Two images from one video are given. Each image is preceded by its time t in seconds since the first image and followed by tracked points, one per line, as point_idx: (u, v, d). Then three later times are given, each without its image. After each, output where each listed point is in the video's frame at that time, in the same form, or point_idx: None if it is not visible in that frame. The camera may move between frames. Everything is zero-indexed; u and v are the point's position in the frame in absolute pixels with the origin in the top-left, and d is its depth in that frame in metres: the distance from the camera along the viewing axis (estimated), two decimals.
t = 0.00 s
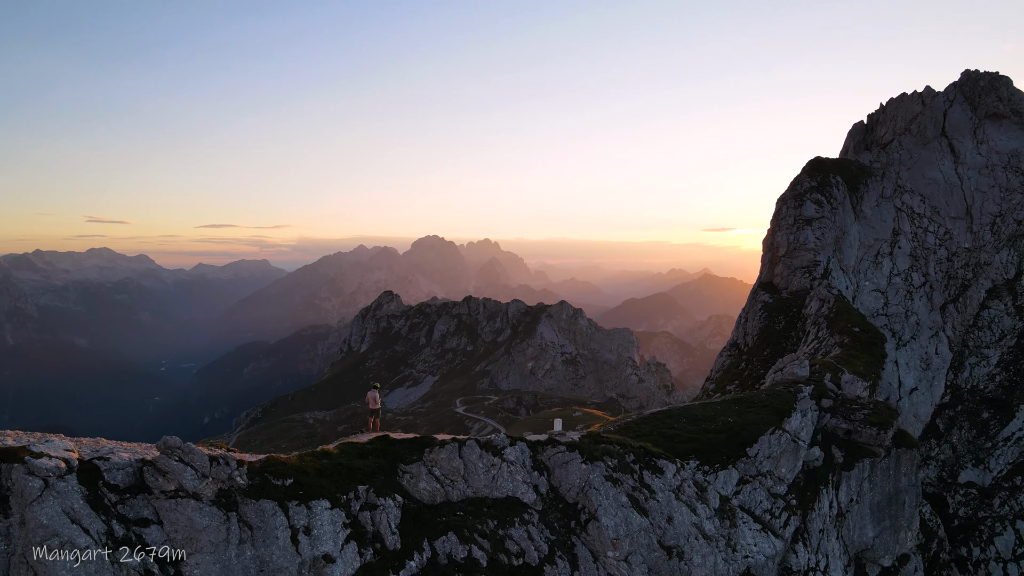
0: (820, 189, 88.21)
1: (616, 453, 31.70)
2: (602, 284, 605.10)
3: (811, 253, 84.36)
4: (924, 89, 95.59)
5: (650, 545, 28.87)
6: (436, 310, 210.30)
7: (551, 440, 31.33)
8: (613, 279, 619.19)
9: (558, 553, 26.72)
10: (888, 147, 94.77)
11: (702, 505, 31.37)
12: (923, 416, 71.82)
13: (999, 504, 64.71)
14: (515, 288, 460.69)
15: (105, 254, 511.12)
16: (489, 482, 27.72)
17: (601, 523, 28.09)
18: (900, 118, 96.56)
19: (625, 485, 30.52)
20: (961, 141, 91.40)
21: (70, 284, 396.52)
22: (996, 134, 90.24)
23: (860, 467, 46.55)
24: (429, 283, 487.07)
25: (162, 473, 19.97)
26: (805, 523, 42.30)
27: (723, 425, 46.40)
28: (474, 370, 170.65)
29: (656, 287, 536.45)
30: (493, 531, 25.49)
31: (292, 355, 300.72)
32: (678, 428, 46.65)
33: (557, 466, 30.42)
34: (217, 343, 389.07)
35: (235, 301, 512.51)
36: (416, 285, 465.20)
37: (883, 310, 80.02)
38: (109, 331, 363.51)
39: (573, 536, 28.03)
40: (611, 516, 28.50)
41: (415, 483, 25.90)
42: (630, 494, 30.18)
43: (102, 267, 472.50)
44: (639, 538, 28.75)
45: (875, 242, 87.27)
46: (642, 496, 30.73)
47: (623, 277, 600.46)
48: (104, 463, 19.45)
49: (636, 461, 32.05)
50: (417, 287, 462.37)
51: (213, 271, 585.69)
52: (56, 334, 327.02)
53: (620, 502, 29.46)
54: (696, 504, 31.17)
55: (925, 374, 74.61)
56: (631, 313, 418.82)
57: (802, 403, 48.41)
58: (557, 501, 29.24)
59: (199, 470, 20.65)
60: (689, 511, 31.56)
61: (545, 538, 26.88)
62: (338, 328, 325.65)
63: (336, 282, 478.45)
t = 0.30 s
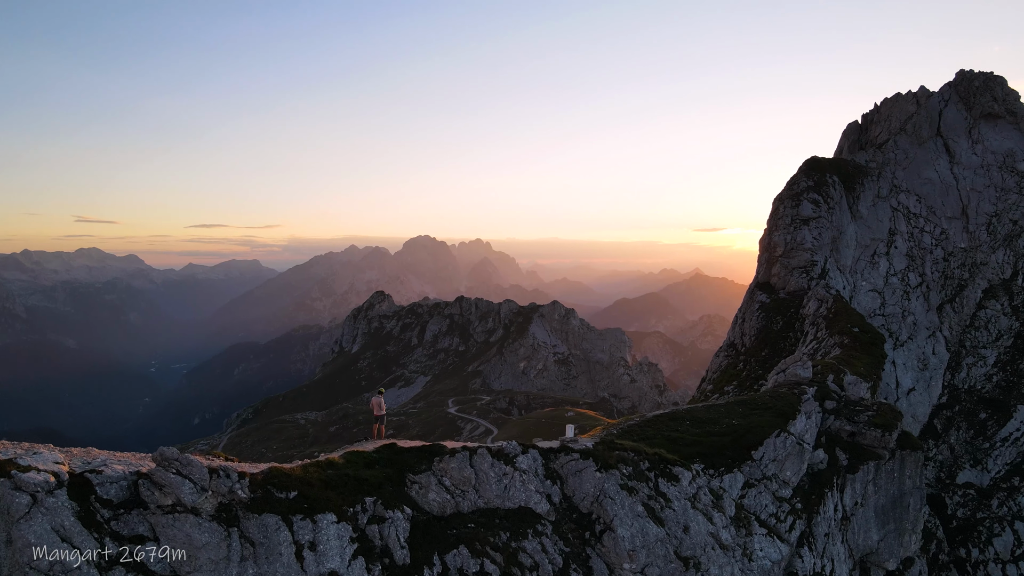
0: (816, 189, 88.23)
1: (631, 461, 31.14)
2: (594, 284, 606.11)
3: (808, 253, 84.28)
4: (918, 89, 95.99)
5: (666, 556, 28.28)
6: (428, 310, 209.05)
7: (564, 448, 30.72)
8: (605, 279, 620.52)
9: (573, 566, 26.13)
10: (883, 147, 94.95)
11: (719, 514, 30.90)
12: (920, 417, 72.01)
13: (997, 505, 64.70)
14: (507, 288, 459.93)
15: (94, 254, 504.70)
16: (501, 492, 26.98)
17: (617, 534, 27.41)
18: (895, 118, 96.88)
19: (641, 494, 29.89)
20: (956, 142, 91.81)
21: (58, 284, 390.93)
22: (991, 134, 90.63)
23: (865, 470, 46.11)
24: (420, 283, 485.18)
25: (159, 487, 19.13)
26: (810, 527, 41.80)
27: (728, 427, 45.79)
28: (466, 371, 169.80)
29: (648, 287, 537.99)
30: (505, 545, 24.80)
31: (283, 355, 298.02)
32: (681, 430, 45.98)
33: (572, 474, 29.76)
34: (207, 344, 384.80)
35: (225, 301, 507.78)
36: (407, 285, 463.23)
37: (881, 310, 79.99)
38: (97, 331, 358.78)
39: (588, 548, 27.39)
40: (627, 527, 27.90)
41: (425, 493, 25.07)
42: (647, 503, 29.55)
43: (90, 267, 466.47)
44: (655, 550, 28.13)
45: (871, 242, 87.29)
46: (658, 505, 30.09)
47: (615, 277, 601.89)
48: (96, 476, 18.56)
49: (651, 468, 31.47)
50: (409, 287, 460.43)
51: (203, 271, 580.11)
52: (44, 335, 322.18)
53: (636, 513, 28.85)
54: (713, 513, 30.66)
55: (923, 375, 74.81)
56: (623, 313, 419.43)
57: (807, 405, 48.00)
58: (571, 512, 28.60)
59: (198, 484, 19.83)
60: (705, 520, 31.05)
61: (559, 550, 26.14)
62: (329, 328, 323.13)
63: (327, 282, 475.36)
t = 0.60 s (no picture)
0: (813, 189, 88.08)
1: (648, 470, 30.59)
2: (585, 284, 607.22)
3: (806, 253, 84.11)
4: (913, 90, 96.40)
5: (683, 567, 27.72)
6: (420, 310, 207.62)
7: (578, 457, 30.12)
8: (596, 279, 621.66)
9: None
10: (879, 147, 95.13)
11: (737, 524, 30.49)
12: (919, 417, 71.81)
13: (995, 506, 64.75)
14: (498, 288, 459.01)
15: (83, 254, 497.68)
16: (514, 503, 26.32)
17: (635, 547, 26.77)
18: (890, 118, 97.20)
19: (658, 504, 29.31)
20: (951, 142, 92.16)
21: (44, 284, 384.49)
22: (986, 135, 91.04)
23: (870, 473, 45.71)
24: (412, 283, 483.15)
25: (158, 503, 18.41)
26: (816, 531, 41.31)
27: (732, 430, 45.17)
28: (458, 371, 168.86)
29: (638, 287, 539.53)
30: (519, 559, 24.03)
31: (274, 356, 295.09)
32: (685, 434, 45.24)
33: (587, 484, 29.17)
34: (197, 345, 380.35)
35: (214, 301, 502.40)
36: (399, 285, 461.02)
37: (878, 310, 79.86)
38: (86, 331, 353.73)
39: (604, 562, 26.70)
40: (645, 540, 27.23)
41: (436, 506, 24.38)
42: (664, 514, 28.98)
43: (77, 266, 459.62)
44: (672, 562, 27.56)
45: (868, 242, 87.28)
46: (676, 515, 29.54)
47: (606, 277, 603.27)
48: (91, 492, 17.81)
49: (667, 476, 30.94)
50: (400, 287, 458.19)
51: (193, 270, 574.27)
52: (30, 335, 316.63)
53: (654, 524, 28.25)
54: (732, 523, 30.21)
55: (921, 375, 74.80)
56: (615, 313, 419.94)
57: (811, 408, 47.60)
58: (586, 523, 27.91)
59: (199, 500, 19.16)
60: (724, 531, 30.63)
61: (575, 564, 25.44)
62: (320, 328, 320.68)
63: (318, 282, 472.05)
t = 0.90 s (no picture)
0: (810, 189, 88.07)
1: (666, 480, 29.95)
2: (577, 284, 608.30)
3: (803, 254, 84.07)
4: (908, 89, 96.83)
5: None
6: (411, 310, 206.13)
7: (596, 466, 29.43)
8: (587, 279, 622.87)
9: None
10: (874, 147, 95.33)
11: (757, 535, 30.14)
12: (916, 418, 71.70)
13: (993, 507, 64.75)
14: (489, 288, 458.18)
15: (71, 254, 490.66)
16: (530, 517, 25.49)
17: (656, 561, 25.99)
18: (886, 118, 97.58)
19: (678, 515, 28.65)
20: (946, 142, 92.50)
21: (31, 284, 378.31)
22: (981, 135, 91.42)
23: (876, 476, 45.41)
24: (403, 283, 481.08)
25: (156, 522, 17.60)
26: (821, 535, 40.83)
27: (737, 433, 44.59)
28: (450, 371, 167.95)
29: (630, 287, 541.13)
30: None
31: (265, 356, 292.30)
32: (689, 437, 44.59)
33: (605, 495, 28.45)
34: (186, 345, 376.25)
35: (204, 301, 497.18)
36: (390, 285, 458.86)
37: (875, 310, 79.88)
38: (74, 332, 348.57)
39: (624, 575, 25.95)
40: (666, 553, 26.51)
41: (450, 520, 23.73)
42: (684, 525, 28.33)
43: (67, 267, 453.59)
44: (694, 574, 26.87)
45: (864, 242, 87.41)
46: (696, 526, 28.93)
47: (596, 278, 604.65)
48: (86, 511, 17.04)
49: (686, 485, 30.40)
50: (392, 287, 455.96)
51: (182, 270, 567.86)
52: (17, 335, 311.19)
53: (674, 535, 27.56)
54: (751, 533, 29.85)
55: (918, 376, 74.79)
56: (606, 313, 420.76)
57: (816, 410, 47.18)
58: (604, 536, 27.17)
59: (200, 518, 18.29)
60: (743, 542, 30.12)
61: None
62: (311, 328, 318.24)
63: (309, 283, 468.74)
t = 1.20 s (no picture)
0: (807, 189, 87.97)
1: (688, 490, 29.32)
2: (568, 284, 608.82)
3: (801, 254, 83.91)
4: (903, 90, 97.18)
5: None
6: (403, 310, 204.45)
7: (615, 477, 28.74)
8: (578, 279, 623.46)
9: None
10: (870, 147, 95.47)
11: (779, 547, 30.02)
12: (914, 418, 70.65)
13: (992, 508, 64.81)
14: (480, 288, 456.97)
15: (58, 253, 483.33)
16: (550, 531, 24.60)
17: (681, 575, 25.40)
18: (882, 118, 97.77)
19: (701, 527, 28.08)
20: (941, 142, 92.87)
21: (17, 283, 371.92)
22: (976, 135, 91.78)
23: (882, 479, 45.14)
24: (395, 283, 478.63)
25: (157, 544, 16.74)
26: (829, 540, 40.20)
27: (744, 437, 43.95)
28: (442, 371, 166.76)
29: (621, 287, 542.25)
30: None
31: (255, 356, 289.06)
32: (696, 441, 43.85)
33: (626, 507, 27.77)
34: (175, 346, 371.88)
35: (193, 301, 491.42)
36: (381, 285, 456.30)
37: (872, 311, 79.81)
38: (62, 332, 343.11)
39: None
40: (691, 567, 25.93)
41: (467, 535, 22.84)
42: (709, 538, 27.80)
43: (56, 266, 446.83)
44: None
45: (861, 242, 87.40)
46: (719, 538, 28.43)
47: (588, 278, 605.46)
48: (82, 532, 16.18)
49: (709, 496, 29.90)
50: (383, 287, 453.50)
51: (172, 270, 561.39)
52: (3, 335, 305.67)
53: (699, 548, 27.03)
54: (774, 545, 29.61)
55: (916, 376, 74.11)
56: (598, 313, 420.94)
57: (822, 413, 46.68)
58: (626, 550, 26.40)
59: (205, 539, 17.48)
60: (767, 554, 29.81)
61: None
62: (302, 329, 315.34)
63: (300, 283, 464.96)
